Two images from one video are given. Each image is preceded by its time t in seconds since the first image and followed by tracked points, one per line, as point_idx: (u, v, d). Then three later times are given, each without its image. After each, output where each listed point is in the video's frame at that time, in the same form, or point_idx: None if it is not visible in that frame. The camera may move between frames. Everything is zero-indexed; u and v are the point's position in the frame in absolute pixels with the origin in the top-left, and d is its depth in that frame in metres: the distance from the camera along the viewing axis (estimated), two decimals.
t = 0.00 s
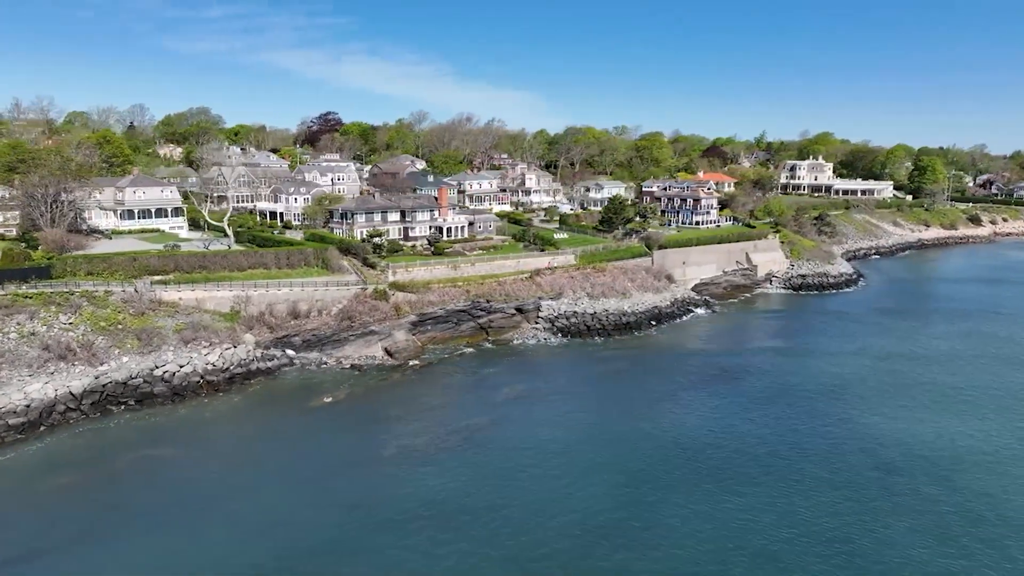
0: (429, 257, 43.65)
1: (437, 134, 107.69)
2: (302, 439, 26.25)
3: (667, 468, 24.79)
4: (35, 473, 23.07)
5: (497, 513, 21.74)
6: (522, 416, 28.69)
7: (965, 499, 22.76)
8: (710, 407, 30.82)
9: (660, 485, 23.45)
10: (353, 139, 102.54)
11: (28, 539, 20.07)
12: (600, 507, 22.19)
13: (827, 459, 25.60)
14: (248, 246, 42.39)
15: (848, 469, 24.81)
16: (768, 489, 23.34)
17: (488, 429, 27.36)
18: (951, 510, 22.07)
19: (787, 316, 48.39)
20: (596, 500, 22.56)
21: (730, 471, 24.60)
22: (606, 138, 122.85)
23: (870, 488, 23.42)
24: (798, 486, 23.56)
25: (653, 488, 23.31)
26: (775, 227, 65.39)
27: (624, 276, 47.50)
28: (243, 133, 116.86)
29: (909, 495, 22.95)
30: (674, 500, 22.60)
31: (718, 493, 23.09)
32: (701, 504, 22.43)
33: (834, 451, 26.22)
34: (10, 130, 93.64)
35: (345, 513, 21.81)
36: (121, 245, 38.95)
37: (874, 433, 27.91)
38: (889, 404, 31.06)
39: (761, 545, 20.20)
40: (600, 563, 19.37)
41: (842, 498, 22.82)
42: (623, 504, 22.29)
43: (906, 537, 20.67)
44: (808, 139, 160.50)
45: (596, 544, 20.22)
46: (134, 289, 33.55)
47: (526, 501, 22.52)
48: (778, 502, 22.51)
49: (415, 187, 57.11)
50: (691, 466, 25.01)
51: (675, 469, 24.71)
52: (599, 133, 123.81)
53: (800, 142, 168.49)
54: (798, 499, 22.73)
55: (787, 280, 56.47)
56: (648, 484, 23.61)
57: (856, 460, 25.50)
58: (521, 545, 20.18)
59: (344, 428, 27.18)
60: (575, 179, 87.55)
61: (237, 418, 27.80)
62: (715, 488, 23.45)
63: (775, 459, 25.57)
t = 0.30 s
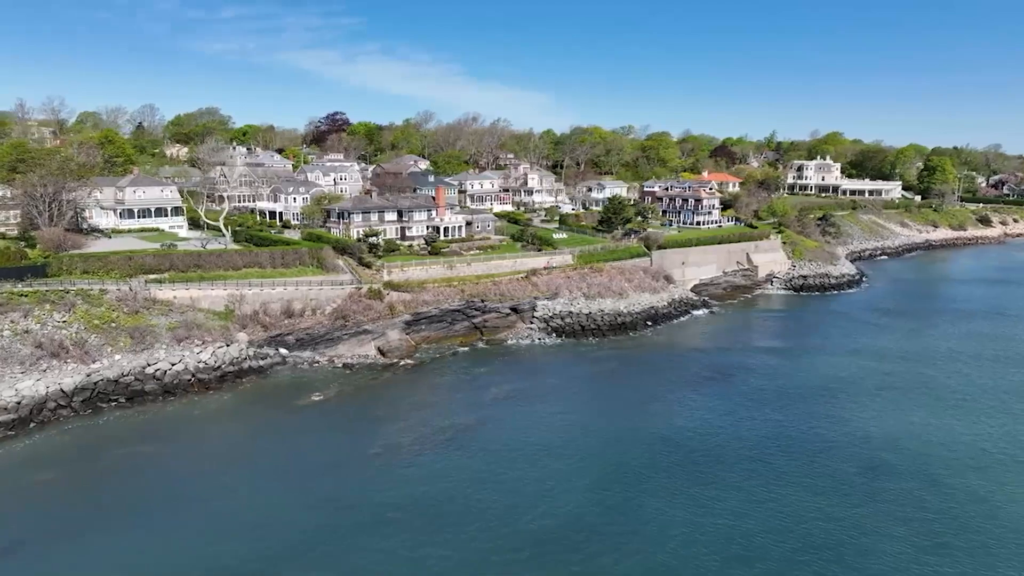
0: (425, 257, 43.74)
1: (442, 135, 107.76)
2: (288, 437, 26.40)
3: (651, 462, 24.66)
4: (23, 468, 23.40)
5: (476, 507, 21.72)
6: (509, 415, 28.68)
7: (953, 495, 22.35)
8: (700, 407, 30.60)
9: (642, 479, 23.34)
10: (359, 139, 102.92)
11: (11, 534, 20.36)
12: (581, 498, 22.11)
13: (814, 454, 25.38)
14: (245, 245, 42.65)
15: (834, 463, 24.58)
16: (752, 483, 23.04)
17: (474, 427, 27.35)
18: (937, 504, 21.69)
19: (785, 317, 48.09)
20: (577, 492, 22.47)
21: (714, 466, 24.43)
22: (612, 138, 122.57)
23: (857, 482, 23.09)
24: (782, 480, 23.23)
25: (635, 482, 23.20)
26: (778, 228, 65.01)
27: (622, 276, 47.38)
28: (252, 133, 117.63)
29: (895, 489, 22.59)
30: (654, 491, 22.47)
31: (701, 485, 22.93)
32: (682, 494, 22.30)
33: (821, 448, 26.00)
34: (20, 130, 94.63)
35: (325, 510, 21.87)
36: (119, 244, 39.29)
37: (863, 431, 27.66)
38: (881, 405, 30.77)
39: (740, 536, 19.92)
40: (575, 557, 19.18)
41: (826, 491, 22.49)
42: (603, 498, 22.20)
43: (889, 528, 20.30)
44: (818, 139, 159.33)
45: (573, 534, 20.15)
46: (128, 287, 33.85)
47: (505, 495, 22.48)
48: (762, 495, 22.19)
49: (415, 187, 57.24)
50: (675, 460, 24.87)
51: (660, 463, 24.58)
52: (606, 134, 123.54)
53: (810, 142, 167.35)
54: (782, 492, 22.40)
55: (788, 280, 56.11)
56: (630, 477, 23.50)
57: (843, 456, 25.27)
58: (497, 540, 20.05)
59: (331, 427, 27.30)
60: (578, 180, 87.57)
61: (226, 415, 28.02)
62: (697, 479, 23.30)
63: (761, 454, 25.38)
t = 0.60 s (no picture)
0: (422, 256, 43.88)
1: (447, 134, 107.84)
2: (275, 436, 26.58)
3: (634, 462, 24.61)
4: (12, 464, 23.74)
5: (454, 507, 21.77)
6: (496, 414, 28.70)
7: (938, 497, 22.05)
8: (689, 407, 30.45)
9: (623, 480, 23.26)
10: (364, 138, 103.24)
11: None
12: (559, 499, 22.08)
13: (799, 456, 25.23)
14: (242, 244, 42.94)
15: (818, 465, 24.43)
16: (735, 485, 22.87)
17: (460, 427, 27.39)
18: (922, 507, 21.40)
19: (784, 317, 47.78)
20: (556, 493, 22.46)
21: (697, 466, 24.30)
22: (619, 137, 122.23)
23: (839, 485, 22.94)
24: (765, 482, 23.03)
25: (615, 482, 23.14)
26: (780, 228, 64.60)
27: (619, 276, 47.30)
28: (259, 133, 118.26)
29: (879, 493, 22.33)
30: (634, 492, 22.43)
31: (682, 487, 22.84)
32: (661, 496, 22.23)
33: (807, 450, 25.84)
34: (30, 129, 95.54)
35: (304, 509, 21.98)
36: (116, 243, 39.65)
37: (850, 433, 27.46)
38: (872, 406, 30.52)
39: (718, 541, 19.74)
40: (550, 559, 19.11)
41: (809, 495, 22.26)
42: (582, 498, 22.14)
43: (870, 534, 20.04)
44: (828, 138, 158.12)
45: (547, 536, 20.12)
46: (123, 286, 34.16)
47: (484, 495, 22.51)
48: (744, 499, 22.01)
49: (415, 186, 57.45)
50: (658, 460, 24.78)
51: (643, 463, 24.52)
52: (612, 133, 123.19)
53: (820, 142, 166.09)
54: (764, 495, 22.21)
55: (789, 281, 55.74)
56: (611, 478, 23.46)
57: (829, 457, 25.09)
58: (473, 541, 20.02)
59: (318, 426, 27.45)
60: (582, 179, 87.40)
61: (215, 414, 28.25)
62: (678, 481, 23.23)
63: (745, 455, 25.26)
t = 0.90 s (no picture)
0: (418, 256, 44.02)
1: (452, 135, 108.06)
2: (261, 435, 26.74)
3: (617, 461, 24.51)
4: None
5: (433, 503, 21.74)
6: (483, 414, 28.70)
7: (922, 499, 21.68)
8: (679, 407, 30.28)
9: (604, 478, 23.16)
10: (370, 139, 103.56)
11: None
12: (539, 497, 22.01)
13: (785, 455, 25.02)
14: (240, 243, 43.22)
15: (803, 464, 24.22)
16: (717, 485, 22.59)
17: (445, 426, 27.40)
18: (905, 510, 21.06)
19: (782, 318, 47.47)
20: (536, 491, 22.40)
21: (681, 465, 24.16)
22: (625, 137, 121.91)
23: (822, 484, 22.74)
24: (748, 482, 22.76)
25: (597, 480, 23.04)
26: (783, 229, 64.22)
27: (616, 276, 47.20)
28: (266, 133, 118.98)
29: (863, 494, 21.99)
30: (614, 491, 22.32)
31: (663, 485, 22.71)
32: (642, 495, 22.12)
33: (793, 448, 25.62)
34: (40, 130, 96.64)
35: (285, 505, 22.06)
36: (114, 243, 40.03)
37: (839, 432, 27.21)
38: (863, 407, 30.23)
39: (695, 542, 19.53)
40: (523, 556, 18.97)
41: (791, 495, 21.93)
42: (562, 496, 22.06)
43: (849, 537, 19.70)
44: (837, 138, 156.99)
45: (523, 532, 20.05)
46: (118, 285, 34.48)
47: (464, 492, 22.49)
48: (724, 498, 21.74)
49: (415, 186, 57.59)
50: (642, 459, 24.66)
51: (626, 463, 24.41)
52: (618, 134, 122.87)
53: (829, 142, 164.92)
54: (745, 495, 21.94)
55: (790, 281, 55.39)
56: (593, 476, 23.37)
57: (815, 457, 24.86)
58: (449, 537, 19.99)
59: (305, 424, 27.58)
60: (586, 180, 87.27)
61: (204, 412, 28.46)
62: (660, 480, 23.10)
63: (730, 454, 25.10)
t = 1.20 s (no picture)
0: (414, 256, 44.16)
1: (458, 135, 108.18)
2: (248, 433, 26.87)
3: (600, 461, 24.40)
4: None
5: (411, 503, 21.74)
6: (470, 413, 28.68)
7: (902, 505, 21.45)
8: (668, 407, 30.14)
9: (584, 479, 23.08)
10: (376, 139, 103.90)
11: None
12: (517, 497, 21.97)
13: (769, 457, 24.83)
14: (237, 243, 43.53)
15: (787, 467, 24.04)
16: (697, 487, 22.47)
17: (431, 425, 27.42)
18: (883, 516, 20.85)
19: (781, 318, 47.19)
20: (515, 491, 22.35)
21: (663, 466, 24.03)
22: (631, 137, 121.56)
23: (804, 487, 22.56)
24: (728, 485, 22.63)
25: (577, 481, 22.97)
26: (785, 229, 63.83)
27: (613, 276, 47.10)
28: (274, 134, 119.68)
29: (843, 498, 21.80)
30: (594, 492, 22.24)
31: (643, 487, 22.61)
32: (621, 496, 22.02)
33: (779, 450, 25.43)
34: (50, 130, 97.82)
35: (264, 503, 22.14)
36: (112, 242, 40.43)
37: (827, 435, 26.98)
38: (855, 409, 29.95)
39: (667, 545, 19.43)
40: (493, 557, 18.95)
41: (771, 499, 21.79)
42: (541, 497, 22.01)
43: (824, 542, 19.53)
44: (848, 138, 155.75)
45: (498, 533, 20.03)
46: (113, 284, 34.82)
47: (444, 491, 22.48)
48: (702, 501, 21.63)
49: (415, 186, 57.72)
50: (625, 460, 24.56)
51: (608, 463, 24.31)
52: (625, 134, 122.56)
53: (839, 142, 163.66)
54: (724, 498, 21.80)
55: (790, 282, 55.05)
56: (573, 477, 23.28)
57: (799, 459, 24.67)
58: (424, 536, 20.01)
59: (292, 423, 27.68)
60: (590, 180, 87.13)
61: (193, 410, 28.64)
62: (640, 481, 22.99)
63: (714, 456, 24.94)
